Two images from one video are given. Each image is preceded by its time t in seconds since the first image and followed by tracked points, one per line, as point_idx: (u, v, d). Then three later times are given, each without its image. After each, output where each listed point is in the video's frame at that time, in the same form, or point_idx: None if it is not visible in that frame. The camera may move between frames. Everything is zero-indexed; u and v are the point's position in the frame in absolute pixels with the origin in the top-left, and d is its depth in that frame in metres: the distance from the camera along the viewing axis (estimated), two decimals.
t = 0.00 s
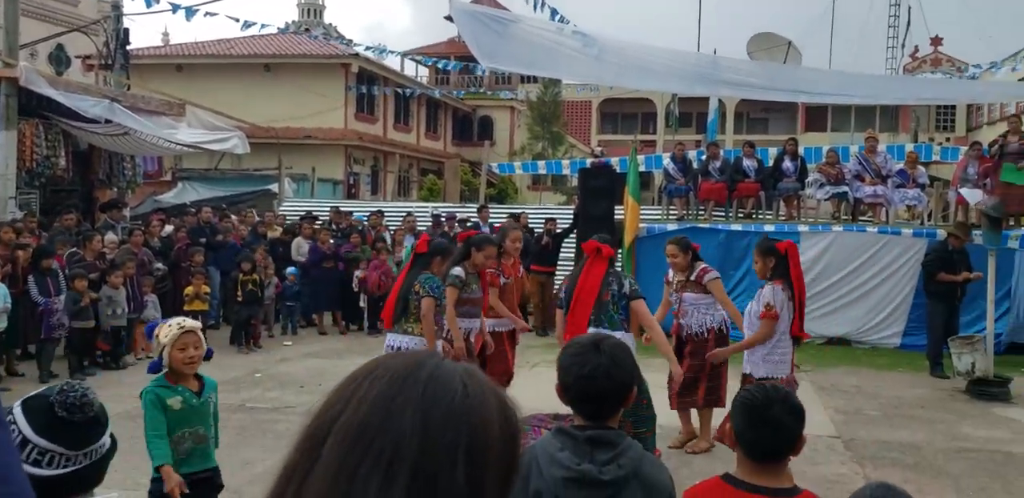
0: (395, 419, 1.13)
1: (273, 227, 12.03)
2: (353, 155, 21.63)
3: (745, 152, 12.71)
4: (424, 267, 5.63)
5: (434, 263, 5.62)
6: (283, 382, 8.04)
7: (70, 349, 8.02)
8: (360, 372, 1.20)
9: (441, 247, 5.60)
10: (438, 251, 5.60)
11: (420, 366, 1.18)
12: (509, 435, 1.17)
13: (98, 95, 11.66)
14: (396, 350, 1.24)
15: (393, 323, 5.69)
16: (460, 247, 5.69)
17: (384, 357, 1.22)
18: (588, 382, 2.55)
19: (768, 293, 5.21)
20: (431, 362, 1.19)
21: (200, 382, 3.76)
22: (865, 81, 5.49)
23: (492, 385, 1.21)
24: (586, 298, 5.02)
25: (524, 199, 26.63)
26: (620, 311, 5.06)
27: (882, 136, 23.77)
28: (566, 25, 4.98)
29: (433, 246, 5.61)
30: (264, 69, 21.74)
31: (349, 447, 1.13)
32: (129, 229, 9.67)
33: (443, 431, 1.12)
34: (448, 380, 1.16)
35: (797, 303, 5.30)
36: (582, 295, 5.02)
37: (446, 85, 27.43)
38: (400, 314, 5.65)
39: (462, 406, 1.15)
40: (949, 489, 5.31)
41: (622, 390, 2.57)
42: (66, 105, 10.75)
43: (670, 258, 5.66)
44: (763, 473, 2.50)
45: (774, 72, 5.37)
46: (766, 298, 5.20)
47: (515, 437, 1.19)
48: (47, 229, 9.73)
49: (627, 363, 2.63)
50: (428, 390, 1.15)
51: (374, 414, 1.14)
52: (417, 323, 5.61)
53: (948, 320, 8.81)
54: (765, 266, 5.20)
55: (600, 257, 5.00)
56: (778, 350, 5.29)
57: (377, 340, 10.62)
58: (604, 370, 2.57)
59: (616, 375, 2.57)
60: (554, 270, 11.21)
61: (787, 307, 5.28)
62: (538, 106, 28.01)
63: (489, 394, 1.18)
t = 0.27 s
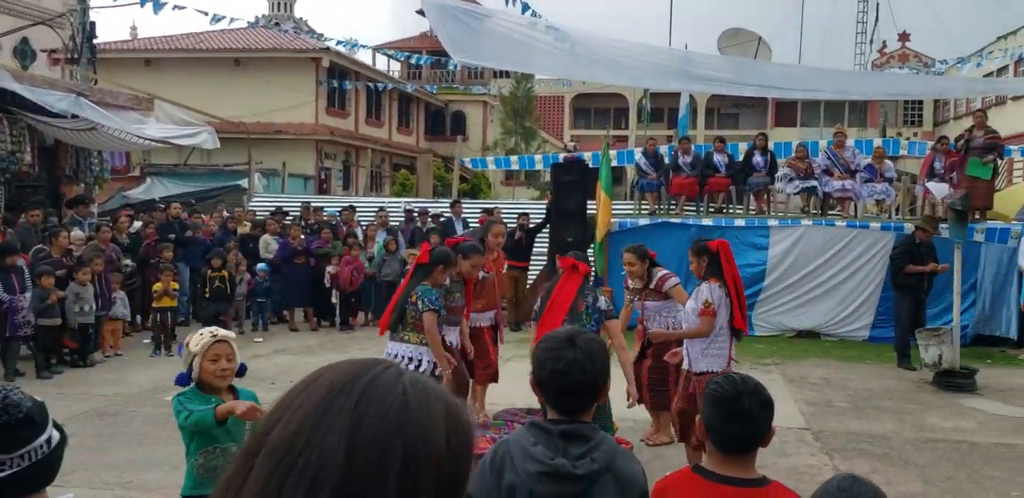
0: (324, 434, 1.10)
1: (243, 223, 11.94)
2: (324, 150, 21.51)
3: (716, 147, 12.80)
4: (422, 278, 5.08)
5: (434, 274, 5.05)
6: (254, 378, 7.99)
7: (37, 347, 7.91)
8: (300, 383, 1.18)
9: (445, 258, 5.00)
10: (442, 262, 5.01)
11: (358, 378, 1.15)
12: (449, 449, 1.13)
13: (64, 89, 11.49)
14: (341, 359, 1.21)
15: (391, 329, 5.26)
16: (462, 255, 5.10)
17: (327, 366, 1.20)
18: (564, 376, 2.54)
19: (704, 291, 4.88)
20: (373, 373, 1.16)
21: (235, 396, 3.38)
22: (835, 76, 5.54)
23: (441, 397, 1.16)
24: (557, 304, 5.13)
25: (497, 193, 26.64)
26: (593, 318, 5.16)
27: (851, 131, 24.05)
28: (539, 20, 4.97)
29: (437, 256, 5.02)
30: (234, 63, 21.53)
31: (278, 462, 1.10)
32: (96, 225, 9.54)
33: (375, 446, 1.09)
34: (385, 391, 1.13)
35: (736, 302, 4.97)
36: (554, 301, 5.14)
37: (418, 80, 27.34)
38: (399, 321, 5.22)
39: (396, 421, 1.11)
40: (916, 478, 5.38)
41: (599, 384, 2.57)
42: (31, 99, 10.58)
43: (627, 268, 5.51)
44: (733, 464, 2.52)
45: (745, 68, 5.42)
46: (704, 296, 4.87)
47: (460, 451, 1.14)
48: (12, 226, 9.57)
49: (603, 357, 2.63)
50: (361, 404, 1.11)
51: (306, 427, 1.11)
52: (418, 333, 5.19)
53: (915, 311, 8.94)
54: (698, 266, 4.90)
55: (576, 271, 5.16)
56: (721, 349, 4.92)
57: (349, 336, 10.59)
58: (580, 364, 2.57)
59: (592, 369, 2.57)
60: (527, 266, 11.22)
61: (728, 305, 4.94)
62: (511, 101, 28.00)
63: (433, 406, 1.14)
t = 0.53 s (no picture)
0: (274, 458, 1.17)
1: (222, 224, 11.87)
2: (304, 149, 21.40)
3: (695, 145, 12.86)
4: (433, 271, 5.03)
5: (445, 265, 5.05)
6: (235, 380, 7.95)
7: (14, 350, 7.83)
8: (267, 405, 1.28)
9: (455, 250, 5.03)
10: (454, 254, 5.02)
11: (313, 403, 1.22)
12: (397, 476, 1.15)
13: (40, 89, 11.37)
14: (307, 382, 1.29)
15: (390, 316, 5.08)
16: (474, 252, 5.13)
17: (292, 389, 1.28)
18: (549, 376, 2.53)
19: (651, 283, 4.90)
20: (331, 397, 1.23)
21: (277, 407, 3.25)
22: (813, 74, 5.57)
23: (398, 421, 1.18)
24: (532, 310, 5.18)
25: (478, 192, 26.63)
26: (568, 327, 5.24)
27: (830, 128, 24.22)
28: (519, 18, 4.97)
29: (446, 248, 5.04)
30: (212, 61, 21.38)
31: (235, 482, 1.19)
32: (74, 227, 9.45)
33: (323, 470, 1.14)
34: (336, 416, 1.19)
35: (685, 288, 5.00)
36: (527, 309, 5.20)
37: (398, 78, 27.27)
38: (400, 308, 5.06)
39: (343, 448, 1.16)
40: (896, 472, 5.43)
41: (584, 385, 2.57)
42: (7, 100, 10.47)
43: (591, 271, 5.33)
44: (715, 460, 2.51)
45: (725, 66, 5.44)
46: (652, 287, 4.88)
47: (414, 477, 1.16)
48: None
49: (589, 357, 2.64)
50: (309, 430, 1.18)
51: (261, 451, 1.20)
52: (417, 321, 5.03)
53: (894, 307, 9.01)
54: (643, 260, 4.96)
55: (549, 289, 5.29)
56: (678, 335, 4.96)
57: (330, 335, 10.57)
58: (566, 364, 2.57)
59: (579, 370, 2.58)
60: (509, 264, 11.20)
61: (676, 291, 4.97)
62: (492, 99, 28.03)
63: (388, 431, 1.17)
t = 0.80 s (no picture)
0: (216, 461, 1.22)
1: (203, 225, 11.81)
2: (285, 150, 21.31)
3: (677, 143, 12.91)
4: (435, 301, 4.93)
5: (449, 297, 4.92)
6: (218, 382, 7.91)
7: None
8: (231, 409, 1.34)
9: (462, 284, 4.92)
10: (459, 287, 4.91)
11: (260, 410, 1.26)
12: (321, 486, 1.12)
13: (18, 91, 11.26)
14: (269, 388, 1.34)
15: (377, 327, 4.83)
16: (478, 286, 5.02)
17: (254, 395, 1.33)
18: (541, 375, 2.51)
19: (604, 313, 4.87)
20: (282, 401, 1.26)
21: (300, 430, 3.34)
22: (793, 73, 5.59)
23: (335, 429, 1.17)
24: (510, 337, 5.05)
25: (462, 192, 26.60)
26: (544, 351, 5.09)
27: (811, 126, 24.35)
28: (500, 17, 4.96)
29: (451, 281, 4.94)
30: (192, 62, 21.25)
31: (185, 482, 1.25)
32: (54, 230, 9.36)
33: (259, 475, 1.16)
34: (276, 421, 1.21)
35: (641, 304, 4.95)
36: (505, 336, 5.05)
37: (380, 78, 27.19)
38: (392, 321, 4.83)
39: (279, 455, 1.17)
40: (878, 468, 5.47)
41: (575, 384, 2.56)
42: None
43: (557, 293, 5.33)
44: (701, 459, 2.52)
45: (706, 64, 5.44)
46: (605, 316, 4.84)
47: (343, 490, 1.12)
48: None
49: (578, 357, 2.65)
50: (248, 434, 1.21)
51: (211, 453, 1.25)
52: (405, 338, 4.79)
53: (875, 303, 9.07)
54: (594, 293, 4.94)
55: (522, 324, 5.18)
56: (654, 339, 4.86)
57: (314, 336, 10.54)
58: (558, 365, 2.55)
59: (570, 369, 2.57)
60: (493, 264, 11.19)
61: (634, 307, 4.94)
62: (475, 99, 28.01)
63: (325, 440, 1.17)
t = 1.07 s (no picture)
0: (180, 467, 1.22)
1: (187, 225, 11.74)
2: (269, 149, 21.20)
3: (662, 139, 12.92)
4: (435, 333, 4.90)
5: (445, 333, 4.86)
6: (203, 383, 7.87)
7: None
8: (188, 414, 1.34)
9: (462, 321, 4.85)
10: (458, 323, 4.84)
11: (218, 413, 1.25)
12: (289, 476, 1.13)
13: None
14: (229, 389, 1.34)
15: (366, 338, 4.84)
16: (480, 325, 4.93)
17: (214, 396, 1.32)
18: (529, 371, 2.52)
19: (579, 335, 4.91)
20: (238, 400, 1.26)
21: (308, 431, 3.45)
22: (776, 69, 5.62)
23: (296, 423, 1.18)
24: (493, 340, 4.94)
25: (447, 190, 26.56)
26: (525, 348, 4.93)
27: (794, 122, 24.44)
28: (485, 15, 4.94)
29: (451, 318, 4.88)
30: (175, 61, 21.12)
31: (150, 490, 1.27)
32: (35, 231, 9.29)
33: (226, 473, 1.16)
34: (235, 422, 1.21)
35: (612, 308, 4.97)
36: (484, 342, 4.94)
37: (364, 76, 27.12)
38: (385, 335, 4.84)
39: (243, 455, 1.17)
40: (863, 461, 5.50)
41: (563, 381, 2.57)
42: None
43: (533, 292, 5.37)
44: (687, 456, 2.52)
45: (689, 61, 5.45)
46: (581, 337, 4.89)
47: (309, 480, 1.13)
48: None
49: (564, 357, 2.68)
50: (209, 438, 1.22)
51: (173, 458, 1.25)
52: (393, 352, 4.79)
53: (859, 298, 9.12)
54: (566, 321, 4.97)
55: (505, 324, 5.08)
56: (640, 331, 4.87)
57: (299, 336, 10.50)
58: (547, 362, 2.55)
59: (557, 367, 2.58)
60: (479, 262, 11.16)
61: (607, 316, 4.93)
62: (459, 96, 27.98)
63: (286, 433, 1.17)
